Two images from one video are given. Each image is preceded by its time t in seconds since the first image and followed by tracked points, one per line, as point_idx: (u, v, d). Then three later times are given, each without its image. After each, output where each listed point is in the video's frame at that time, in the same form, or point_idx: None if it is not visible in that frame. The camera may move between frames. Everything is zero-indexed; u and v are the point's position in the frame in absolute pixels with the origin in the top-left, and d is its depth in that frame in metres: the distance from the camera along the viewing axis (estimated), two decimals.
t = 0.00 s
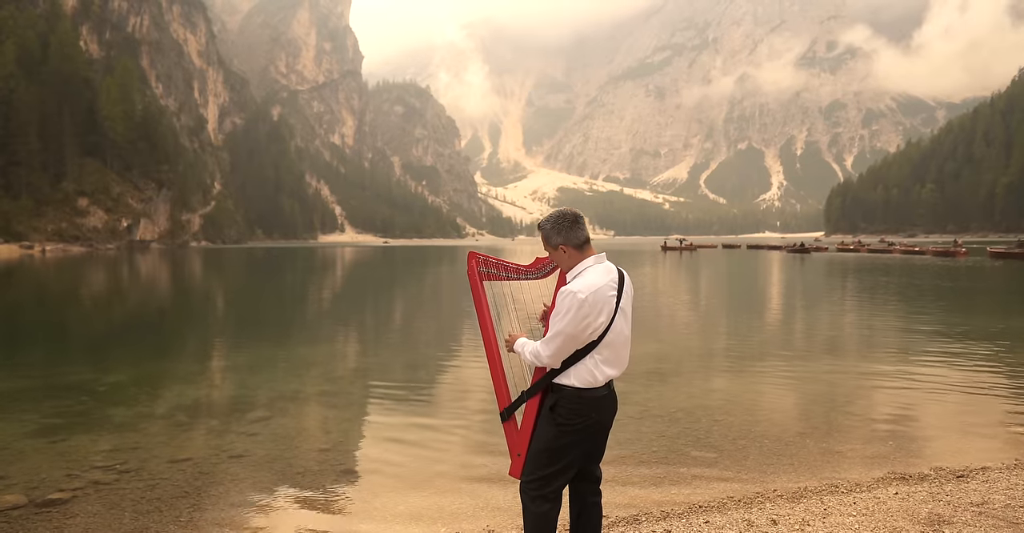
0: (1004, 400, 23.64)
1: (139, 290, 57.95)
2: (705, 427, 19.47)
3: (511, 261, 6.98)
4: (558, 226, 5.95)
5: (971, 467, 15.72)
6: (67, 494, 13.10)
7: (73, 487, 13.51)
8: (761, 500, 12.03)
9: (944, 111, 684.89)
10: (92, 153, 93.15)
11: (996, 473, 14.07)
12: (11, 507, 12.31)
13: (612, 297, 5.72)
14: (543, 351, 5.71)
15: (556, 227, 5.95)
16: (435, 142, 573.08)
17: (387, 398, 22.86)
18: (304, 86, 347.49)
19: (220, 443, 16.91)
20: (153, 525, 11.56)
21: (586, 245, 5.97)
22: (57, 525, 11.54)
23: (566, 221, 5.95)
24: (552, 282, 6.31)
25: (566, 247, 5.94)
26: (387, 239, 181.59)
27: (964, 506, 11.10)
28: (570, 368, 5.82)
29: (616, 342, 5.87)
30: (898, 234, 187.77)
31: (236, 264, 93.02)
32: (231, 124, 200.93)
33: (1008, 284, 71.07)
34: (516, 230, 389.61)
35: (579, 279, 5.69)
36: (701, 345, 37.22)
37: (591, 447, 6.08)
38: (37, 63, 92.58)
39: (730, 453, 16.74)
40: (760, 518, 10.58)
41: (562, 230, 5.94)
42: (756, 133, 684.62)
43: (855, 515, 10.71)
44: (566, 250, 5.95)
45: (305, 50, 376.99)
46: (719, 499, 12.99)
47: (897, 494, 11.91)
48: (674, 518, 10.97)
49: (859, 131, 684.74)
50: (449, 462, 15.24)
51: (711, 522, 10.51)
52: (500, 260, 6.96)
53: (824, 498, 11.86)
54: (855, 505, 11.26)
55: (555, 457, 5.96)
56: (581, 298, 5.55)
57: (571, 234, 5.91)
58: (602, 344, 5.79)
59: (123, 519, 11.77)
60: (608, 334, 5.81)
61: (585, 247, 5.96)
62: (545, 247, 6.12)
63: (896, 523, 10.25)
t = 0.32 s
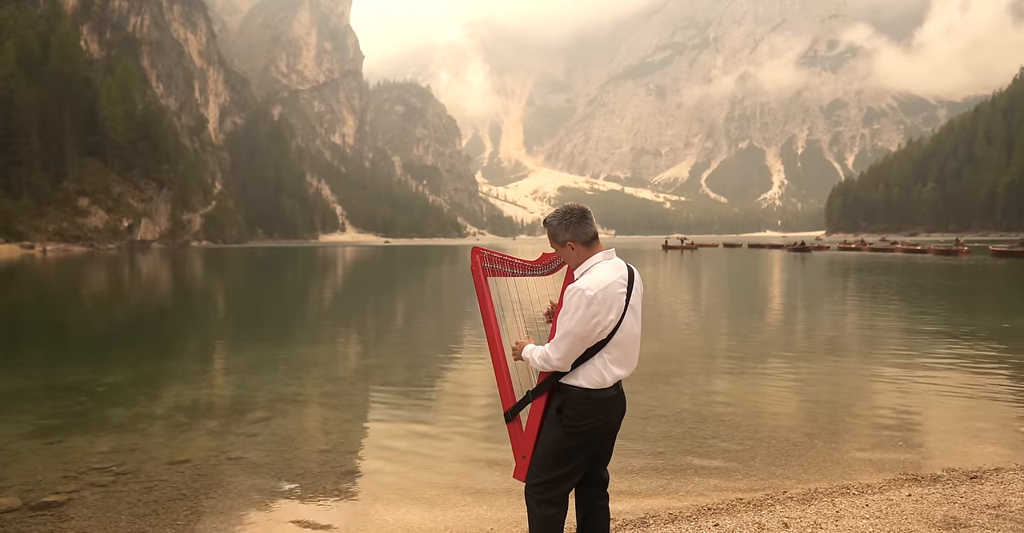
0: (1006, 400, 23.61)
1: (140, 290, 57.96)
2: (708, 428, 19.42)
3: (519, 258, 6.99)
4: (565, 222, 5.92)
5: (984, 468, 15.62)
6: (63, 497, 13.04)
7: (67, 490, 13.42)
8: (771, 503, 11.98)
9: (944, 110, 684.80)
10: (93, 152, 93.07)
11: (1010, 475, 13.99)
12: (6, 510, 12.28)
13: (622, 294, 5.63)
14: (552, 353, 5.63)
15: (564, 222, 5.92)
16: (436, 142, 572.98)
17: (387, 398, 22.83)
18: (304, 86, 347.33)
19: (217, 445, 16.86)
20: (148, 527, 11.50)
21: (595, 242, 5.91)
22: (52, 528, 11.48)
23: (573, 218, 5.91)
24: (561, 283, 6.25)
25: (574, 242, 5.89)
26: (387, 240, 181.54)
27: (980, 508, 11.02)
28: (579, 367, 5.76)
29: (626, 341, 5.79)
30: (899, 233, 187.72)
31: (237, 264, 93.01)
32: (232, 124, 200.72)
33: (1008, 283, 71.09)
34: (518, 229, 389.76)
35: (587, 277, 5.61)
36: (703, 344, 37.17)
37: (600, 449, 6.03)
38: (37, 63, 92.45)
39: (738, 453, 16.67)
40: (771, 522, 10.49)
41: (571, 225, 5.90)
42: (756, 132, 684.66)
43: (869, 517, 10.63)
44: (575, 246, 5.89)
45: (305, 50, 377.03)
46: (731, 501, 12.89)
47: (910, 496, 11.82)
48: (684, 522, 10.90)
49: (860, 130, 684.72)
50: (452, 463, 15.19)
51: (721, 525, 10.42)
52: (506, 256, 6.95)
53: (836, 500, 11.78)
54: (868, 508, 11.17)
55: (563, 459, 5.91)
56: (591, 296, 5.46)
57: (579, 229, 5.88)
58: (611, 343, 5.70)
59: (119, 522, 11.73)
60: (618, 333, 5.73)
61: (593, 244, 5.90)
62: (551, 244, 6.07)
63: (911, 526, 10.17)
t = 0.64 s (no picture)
0: (1007, 401, 23.59)
1: (140, 291, 58.00)
2: (709, 428, 19.45)
3: (522, 255, 6.95)
4: (571, 218, 5.87)
5: (994, 470, 15.57)
6: (57, 500, 12.98)
7: (61, 493, 13.37)
8: (780, 507, 11.93)
9: (944, 111, 684.89)
10: (93, 153, 93.17)
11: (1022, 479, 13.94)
12: None
13: (629, 292, 5.58)
14: (559, 354, 5.56)
15: (571, 217, 5.85)
16: (436, 142, 573.17)
17: (389, 398, 22.88)
18: (304, 87, 347.45)
19: (214, 446, 16.81)
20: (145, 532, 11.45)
21: (603, 238, 5.85)
22: None
23: (579, 213, 5.87)
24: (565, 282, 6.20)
25: (581, 239, 5.82)
26: (387, 240, 181.56)
27: (994, 513, 10.98)
28: (587, 368, 5.71)
29: (633, 341, 5.75)
30: (900, 234, 187.74)
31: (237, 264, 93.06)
32: (232, 124, 200.76)
33: (1008, 284, 71.08)
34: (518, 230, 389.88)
35: (594, 274, 5.56)
36: (703, 345, 37.17)
37: (607, 453, 5.99)
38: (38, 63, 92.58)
39: (742, 455, 16.63)
40: (780, 526, 10.48)
41: (577, 220, 5.85)
42: (757, 133, 684.77)
43: (880, 521, 10.62)
44: (582, 243, 5.82)
45: (305, 50, 376.82)
46: (738, 504, 12.86)
47: (923, 500, 11.77)
48: (692, 526, 10.85)
49: (860, 131, 684.72)
50: (454, 465, 15.16)
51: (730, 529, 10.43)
52: (508, 253, 6.91)
53: (846, 504, 11.76)
54: (880, 511, 11.15)
55: (569, 463, 5.86)
56: (599, 294, 5.42)
57: (586, 224, 5.80)
58: (619, 342, 5.66)
59: (113, 527, 11.66)
60: (625, 332, 5.68)
61: (601, 240, 5.85)
62: (556, 239, 6.02)
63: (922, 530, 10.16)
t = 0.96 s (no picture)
0: (1009, 399, 23.52)
1: (140, 291, 57.94)
2: (709, 428, 19.42)
3: (524, 248, 6.90)
4: (575, 209, 5.78)
5: (1000, 471, 15.51)
6: (46, 502, 12.92)
7: (51, 495, 13.31)
8: (789, 508, 11.89)
9: (944, 111, 684.76)
10: (92, 153, 93.16)
11: None
12: None
13: (635, 286, 5.47)
14: (563, 350, 5.46)
15: (575, 207, 5.77)
16: (435, 142, 573.07)
17: (389, 398, 22.84)
18: (304, 86, 347.29)
19: (210, 447, 16.76)
20: None
21: (607, 230, 5.75)
22: None
23: (584, 203, 5.77)
24: (569, 276, 6.12)
25: (586, 230, 5.74)
26: (388, 240, 181.44)
27: (1008, 515, 10.92)
28: (592, 365, 5.61)
29: (640, 336, 5.65)
30: (900, 233, 187.77)
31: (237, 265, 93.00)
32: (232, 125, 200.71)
33: (1010, 283, 70.95)
34: (519, 230, 389.88)
35: (600, 266, 5.45)
36: (703, 344, 37.22)
37: (612, 452, 5.91)
38: (37, 63, 92.58)
39: (745, 456, 16.55)
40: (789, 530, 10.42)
41: (582, 211, 5.75)
42: (757, 133, 684.80)
43: (892, 524, 10.53)
44: (587, 234, 5.73)
45: (306, 51, 376.89)
46: (746, 505, 12.81)
47: (935, 502, 11.72)
48: (698, 528, 10.82)
49: (860, 131, 684.80)
50: (455, 466, 15.10)
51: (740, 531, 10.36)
52: (510, 247, 6.84)
53: (856, 505, 11.72)
54: (892, 513, 11.10)
55: (573, 464, 5.78)
56: (603, 287, 5.31)
57: (590, 215, 5.73)
58: (626, 337, 5.56)
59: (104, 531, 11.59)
60: (632, 327, 5.57)
61: (606, 231, 5.75)
62: (558, 231, 5.95)
63: None
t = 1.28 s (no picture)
0: (1008, 399, 23.43)
1: (139, 290, 57.73)
2: (708, 428, 19.41)
3: (525, 242, 6.84)
4: (580, 200, 5.66)
5: (1007, 473, 15.39)
6: (34, 506, 12.82)
7: (40, 499, 13.22)
8: (798, 511, 11.79)
9: (944, 110, 684.76)
10: (91, 152, 93.10)
11: None
12: None
13: (641, 281, 5.37)
14: (563, 348, 5.36)
15: (578, 199, 5.66)
16: (434, 140, 572.58)
17: (389, 398, 22.84)
18: (304, 86, 347.01)
19: (204, 449, 16.65)
20: None
21: (612, 223, 5.65)
22: None
23: (588, 195, 5.66)
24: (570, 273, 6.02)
25: (590, 223, 5.63)
26: (388, 239, 181.24)
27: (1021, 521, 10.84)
28: (595, 367, 5.51)
29: (646, 335, 5.54)
30: (899, 231, 187.91)
31: (236, 264, 92.77)
32: (231, 124, 200.38)
33: (1010, 282, 70.81)
34: (518, 228, 390.01)
35: (604, 262, 5.35)
36: (701, 343, 37.30)
37: (617, 456, 5.82)
38: (35, 62, 92.49)
39: (743, 457, 16.43)
40: None
41: (587, 203, 5.64)
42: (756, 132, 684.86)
43: (905, 528, 10.44)
44: (590, 228, 5.64)
45: (305, 49, 376.54)
46: (752, 507, 12.71)
47: (947, 505, 11.62)
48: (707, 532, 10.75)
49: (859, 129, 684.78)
50: (452, 470, 14.98)
51: None
52: (510, 243, 6.77)
53: (865, 509, 11.63)
54: (903, 517, 11.02)
55: (577, 470, 5.68)
56: (607, 283, 5.21)
57: (594, 209, 5.62)
58: (631, 337, 5.46)
59: None
60: (637, 326, 5.48)
61: (610, 226, 5.65)
62: (561, 224, 5.84)
63: None
